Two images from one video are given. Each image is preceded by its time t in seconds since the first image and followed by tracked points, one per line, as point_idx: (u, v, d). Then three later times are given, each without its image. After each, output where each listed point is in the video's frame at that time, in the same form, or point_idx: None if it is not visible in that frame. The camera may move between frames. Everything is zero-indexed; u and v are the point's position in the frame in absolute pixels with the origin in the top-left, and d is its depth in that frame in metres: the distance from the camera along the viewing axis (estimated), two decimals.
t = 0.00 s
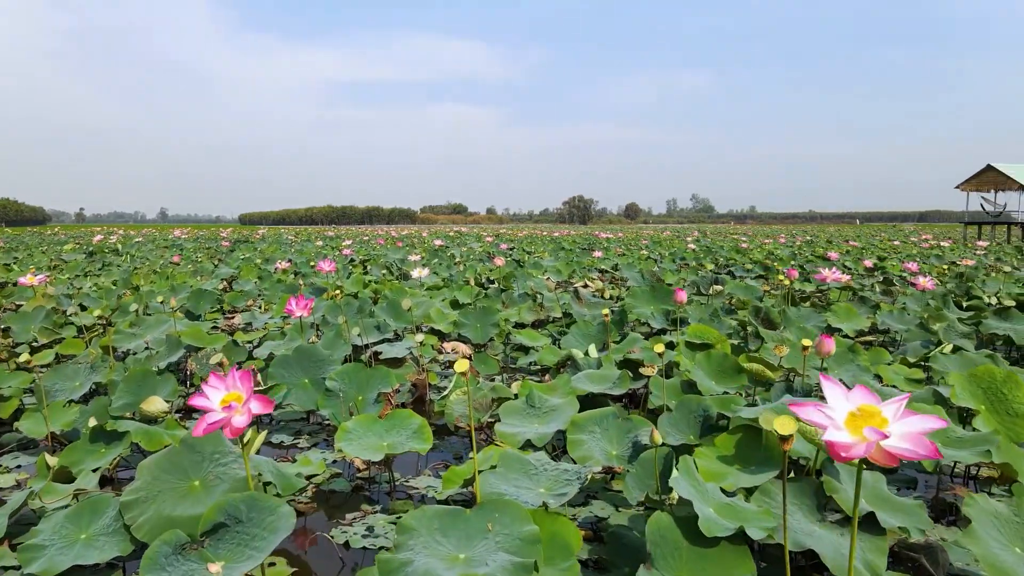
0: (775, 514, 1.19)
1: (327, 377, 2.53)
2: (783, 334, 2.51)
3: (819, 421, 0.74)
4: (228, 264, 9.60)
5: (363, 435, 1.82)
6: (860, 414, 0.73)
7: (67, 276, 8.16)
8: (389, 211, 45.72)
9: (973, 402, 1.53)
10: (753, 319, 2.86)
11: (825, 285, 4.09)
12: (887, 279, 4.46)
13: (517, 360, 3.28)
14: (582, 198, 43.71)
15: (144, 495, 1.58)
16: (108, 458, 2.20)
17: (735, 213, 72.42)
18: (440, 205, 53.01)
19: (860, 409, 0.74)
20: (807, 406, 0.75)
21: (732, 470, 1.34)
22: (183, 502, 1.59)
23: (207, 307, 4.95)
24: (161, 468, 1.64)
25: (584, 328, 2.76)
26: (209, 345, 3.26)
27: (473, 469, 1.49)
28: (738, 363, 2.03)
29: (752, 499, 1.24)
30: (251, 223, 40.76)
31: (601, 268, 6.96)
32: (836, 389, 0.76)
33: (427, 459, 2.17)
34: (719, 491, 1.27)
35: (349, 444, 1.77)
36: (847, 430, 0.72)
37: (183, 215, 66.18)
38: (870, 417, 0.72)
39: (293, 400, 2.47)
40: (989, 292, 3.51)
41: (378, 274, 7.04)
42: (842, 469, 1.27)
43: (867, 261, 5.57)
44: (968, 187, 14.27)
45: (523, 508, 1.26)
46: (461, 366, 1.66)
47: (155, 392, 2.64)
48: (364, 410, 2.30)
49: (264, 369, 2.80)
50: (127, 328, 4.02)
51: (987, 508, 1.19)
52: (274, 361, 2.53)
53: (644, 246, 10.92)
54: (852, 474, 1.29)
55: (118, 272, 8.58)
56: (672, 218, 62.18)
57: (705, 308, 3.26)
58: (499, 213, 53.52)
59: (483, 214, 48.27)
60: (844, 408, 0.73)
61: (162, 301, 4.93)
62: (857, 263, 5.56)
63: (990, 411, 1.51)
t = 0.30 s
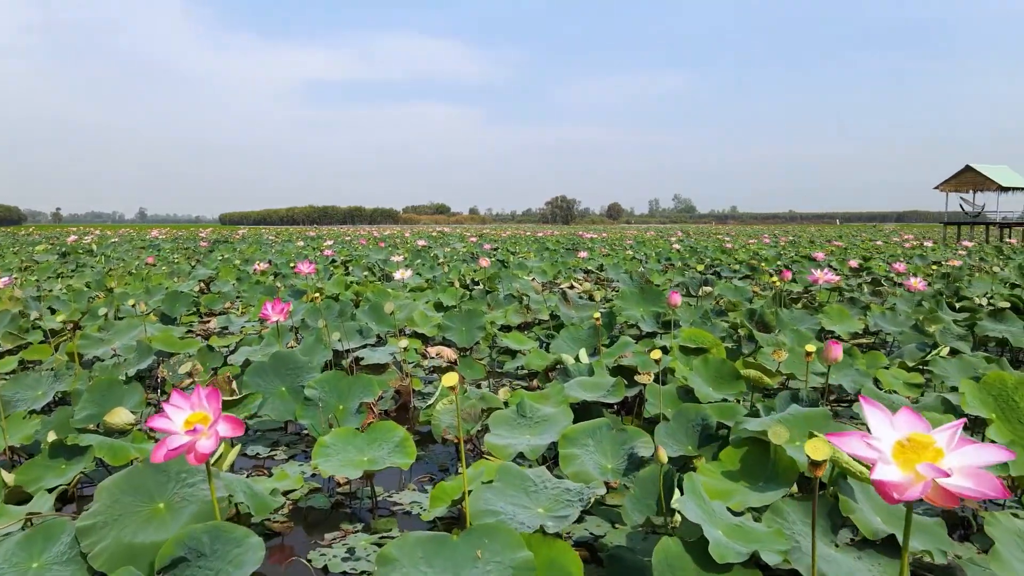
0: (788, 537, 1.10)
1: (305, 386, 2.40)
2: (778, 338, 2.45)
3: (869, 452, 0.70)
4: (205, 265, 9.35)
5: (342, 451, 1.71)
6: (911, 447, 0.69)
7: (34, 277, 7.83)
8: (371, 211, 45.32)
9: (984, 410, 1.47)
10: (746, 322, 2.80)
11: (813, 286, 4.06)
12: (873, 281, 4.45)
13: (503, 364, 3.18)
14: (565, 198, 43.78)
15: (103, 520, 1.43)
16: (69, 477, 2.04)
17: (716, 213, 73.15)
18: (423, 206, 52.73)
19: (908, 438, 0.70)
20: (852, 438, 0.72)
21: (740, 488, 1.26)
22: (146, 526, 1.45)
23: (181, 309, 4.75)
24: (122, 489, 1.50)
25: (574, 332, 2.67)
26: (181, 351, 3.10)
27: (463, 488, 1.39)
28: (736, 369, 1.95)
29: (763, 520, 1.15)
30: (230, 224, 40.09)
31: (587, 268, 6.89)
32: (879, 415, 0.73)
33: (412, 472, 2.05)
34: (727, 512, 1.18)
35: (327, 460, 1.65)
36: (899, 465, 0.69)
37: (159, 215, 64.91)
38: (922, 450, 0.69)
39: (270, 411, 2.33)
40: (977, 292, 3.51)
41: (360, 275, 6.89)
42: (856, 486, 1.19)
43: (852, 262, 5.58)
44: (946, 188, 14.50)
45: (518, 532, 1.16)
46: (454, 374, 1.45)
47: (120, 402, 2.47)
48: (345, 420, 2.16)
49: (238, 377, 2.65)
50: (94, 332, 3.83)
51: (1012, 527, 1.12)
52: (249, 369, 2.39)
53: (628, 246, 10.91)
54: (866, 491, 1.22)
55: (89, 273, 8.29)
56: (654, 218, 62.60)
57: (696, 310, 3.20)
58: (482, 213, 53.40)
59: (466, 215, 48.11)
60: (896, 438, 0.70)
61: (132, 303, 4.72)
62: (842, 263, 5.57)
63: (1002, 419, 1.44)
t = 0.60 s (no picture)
0: (808, 563, 1.02)
1: (285, 394, 2.27)
2: (776, 341, 2.38)
3: (941, 494, 0.68)
4: (185, 266, 9.12)
5: (324, 466, 1.59)
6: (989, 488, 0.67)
7: (6, 279, 7.56)
8: (356, 211, 44.89)
9: (1001, 419, 1.40)
10: (742, 324, 2.73)
11: (806, 287, 4.02)
12: (863, 282, 4.43)
13: (493, 369, 3.08)
14: (549, 198, 43.74)
15: (60, 549, 1.31)
16: (30, 495, 1.90)
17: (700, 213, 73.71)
18: (409, 206, 52.37)
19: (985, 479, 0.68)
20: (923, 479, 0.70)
21: (753, 508, 1.17)
22: (106, 554, 1.33)
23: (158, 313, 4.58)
24: (82, 514, 1.38)
25: (566, 335, 2.56)
26: (156, 357, 2.95)
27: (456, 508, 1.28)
28: (738, 375, 1.87)
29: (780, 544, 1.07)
30: (213, 224, 39.49)
31: (576, 269, 6.82)
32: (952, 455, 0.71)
33: (399, 486, 1.94)
34: (741, 535, 1.10)
35: (307, 477, 1.53)
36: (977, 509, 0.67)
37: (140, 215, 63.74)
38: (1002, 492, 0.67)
39: (247, 421, 2.21)
40: (969, 294, 3.49)
41: (345, 276, 6.75)
42: (876, 505, 1.12)
43: (842, 262, 5.57)
44: (929, 187, 14.68)
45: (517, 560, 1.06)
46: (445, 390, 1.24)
47: (87, 415, 2.32)
48: (327, 431, 2.03)
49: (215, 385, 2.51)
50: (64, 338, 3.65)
51: None
52: (225, 377, 2.26)
53: (616, 246, 10.88)
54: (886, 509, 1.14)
55: (63, 274, 8.02)
56: (640, 218, 62.89)
57: (691, 312, 3.13)
58: (469, 213, 53.19)
59: (452, 215, 47.87)
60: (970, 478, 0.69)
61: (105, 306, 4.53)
62: (830, 264, 5.56)
63: (1020, 429, 1.37)
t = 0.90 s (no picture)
0: None
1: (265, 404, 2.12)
2: (775, 346, 2.32)
3: None
4: (165, 267, 8.88)
5: (307, 486, 1.47)
6: None
7: None
8: (341, 211, 44.51)
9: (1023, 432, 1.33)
10: (739, 327, 2.66)
11: (798, 289, 3.98)
12: (854, 283, 4.42)
13: (482, 375, 2.99)
14: (536, 198, 43.72)
15: None
16: None
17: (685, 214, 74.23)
18: (394, 206, 52.04)
19: None
20: None
21: (770, 533, 1.08)
22: None
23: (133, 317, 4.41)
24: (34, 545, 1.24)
25: (560, 341, 2.47)
26: (127, 365, 2.80)
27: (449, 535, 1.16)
28: (742, 383, 1.79)
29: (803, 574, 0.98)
30: (194, 224, 38.86)
31: (564, 270, 6.75)
32: None
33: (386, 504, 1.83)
34: (761, 565, 1.00)
35: (287, 499, 1.41)
36: None
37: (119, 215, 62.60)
38: None
39: (224, 434, 2.08)
40: (961, 296, 3.48)
41: (329, 278, 6.60)
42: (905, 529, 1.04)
43: (830, 264, 5.56)
44: (912, 188, 14.86)
45: None
46: (439, 412, 1.12)
47: (50, 429, 2.17)
48: (310, 444, 1.90)
49: (191, 395, 2.38)
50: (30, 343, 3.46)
51: None
52: (201, 388, 2.13)
53: (603, 246, 10.85)
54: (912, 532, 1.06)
55: (36, 275, 7.76)
56: (625, 219, 63.16)
57: (685, 315, 3.06)
58: (455, 213, 53.02)
59: (438, 215, 47.65)
60: None
61: (77, 310, 4.34)
62: (819, 265, 5.56)
63: None
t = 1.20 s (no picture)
0: None
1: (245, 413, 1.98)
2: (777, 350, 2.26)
3: None
4: (143, 268, 8.64)
5: (286, 508, 1.36)
6: None
7: None
8: (326, 211, 44.05)
9: None
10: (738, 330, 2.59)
11: (791, 290, 3.94)
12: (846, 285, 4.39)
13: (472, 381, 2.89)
14: (521, 198, 43.60)
15: None
16: None
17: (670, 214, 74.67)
18: (380, 206, 51.57)
19: None
20: None
21: (793, 561, 0.99)
22: None
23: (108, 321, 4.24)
24: None
25: (555, 345, 2.37)
26: (98, 372, 2.66)
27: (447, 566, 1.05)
28: (747, 391, 1.71)
29: None
30: (179, 224, 38.35)
31: (553, 270, 6.67)
32: None
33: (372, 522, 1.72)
34: None
35: (264, 524, 1.30)
36: None
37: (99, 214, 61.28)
38: None
39: (200, 447, 1.93)
40: (955, 298, 3.45)
41: (314, 279, 6.45)
42: (939, 555, 0.96)
43: (820, 264, 5.54)
44: (896, 188, 15.00)
45: None
46: (433, 438, 1.08)
47: (12, 443, 2.03)
48: (292, 459, 1.77)
49: (164, 404, 2.24)
50: None
51: None
52: (174, 398, 1.98)
53: (591, 246, 10.81)
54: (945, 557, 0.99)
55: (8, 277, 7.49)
56: (611, 219, 63.35)
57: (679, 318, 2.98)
58: (442, 213, 52.70)
59: (423, 215, 47.46)
60: None
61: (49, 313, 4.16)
62: (810, 266, 5.54)
63: None
